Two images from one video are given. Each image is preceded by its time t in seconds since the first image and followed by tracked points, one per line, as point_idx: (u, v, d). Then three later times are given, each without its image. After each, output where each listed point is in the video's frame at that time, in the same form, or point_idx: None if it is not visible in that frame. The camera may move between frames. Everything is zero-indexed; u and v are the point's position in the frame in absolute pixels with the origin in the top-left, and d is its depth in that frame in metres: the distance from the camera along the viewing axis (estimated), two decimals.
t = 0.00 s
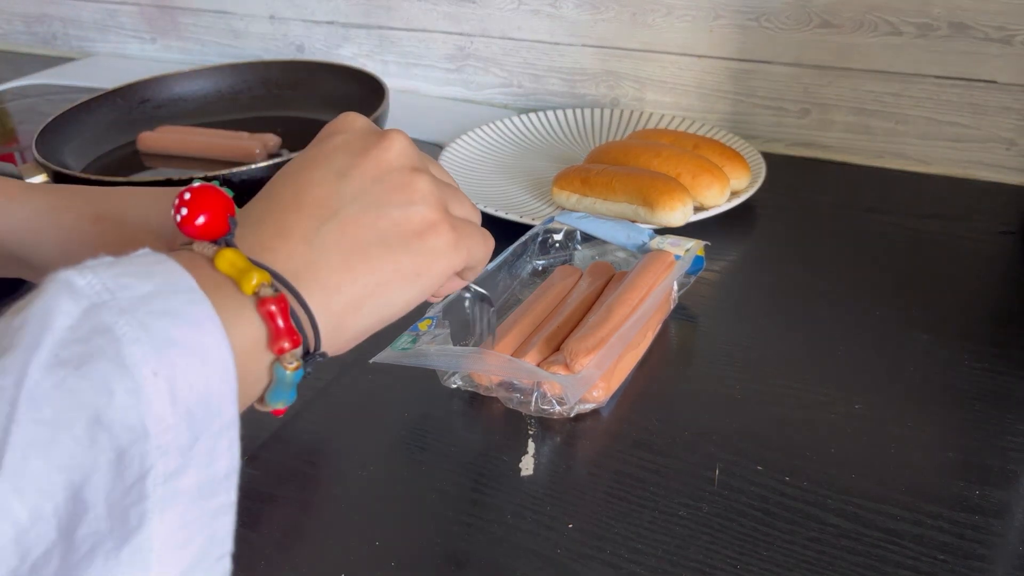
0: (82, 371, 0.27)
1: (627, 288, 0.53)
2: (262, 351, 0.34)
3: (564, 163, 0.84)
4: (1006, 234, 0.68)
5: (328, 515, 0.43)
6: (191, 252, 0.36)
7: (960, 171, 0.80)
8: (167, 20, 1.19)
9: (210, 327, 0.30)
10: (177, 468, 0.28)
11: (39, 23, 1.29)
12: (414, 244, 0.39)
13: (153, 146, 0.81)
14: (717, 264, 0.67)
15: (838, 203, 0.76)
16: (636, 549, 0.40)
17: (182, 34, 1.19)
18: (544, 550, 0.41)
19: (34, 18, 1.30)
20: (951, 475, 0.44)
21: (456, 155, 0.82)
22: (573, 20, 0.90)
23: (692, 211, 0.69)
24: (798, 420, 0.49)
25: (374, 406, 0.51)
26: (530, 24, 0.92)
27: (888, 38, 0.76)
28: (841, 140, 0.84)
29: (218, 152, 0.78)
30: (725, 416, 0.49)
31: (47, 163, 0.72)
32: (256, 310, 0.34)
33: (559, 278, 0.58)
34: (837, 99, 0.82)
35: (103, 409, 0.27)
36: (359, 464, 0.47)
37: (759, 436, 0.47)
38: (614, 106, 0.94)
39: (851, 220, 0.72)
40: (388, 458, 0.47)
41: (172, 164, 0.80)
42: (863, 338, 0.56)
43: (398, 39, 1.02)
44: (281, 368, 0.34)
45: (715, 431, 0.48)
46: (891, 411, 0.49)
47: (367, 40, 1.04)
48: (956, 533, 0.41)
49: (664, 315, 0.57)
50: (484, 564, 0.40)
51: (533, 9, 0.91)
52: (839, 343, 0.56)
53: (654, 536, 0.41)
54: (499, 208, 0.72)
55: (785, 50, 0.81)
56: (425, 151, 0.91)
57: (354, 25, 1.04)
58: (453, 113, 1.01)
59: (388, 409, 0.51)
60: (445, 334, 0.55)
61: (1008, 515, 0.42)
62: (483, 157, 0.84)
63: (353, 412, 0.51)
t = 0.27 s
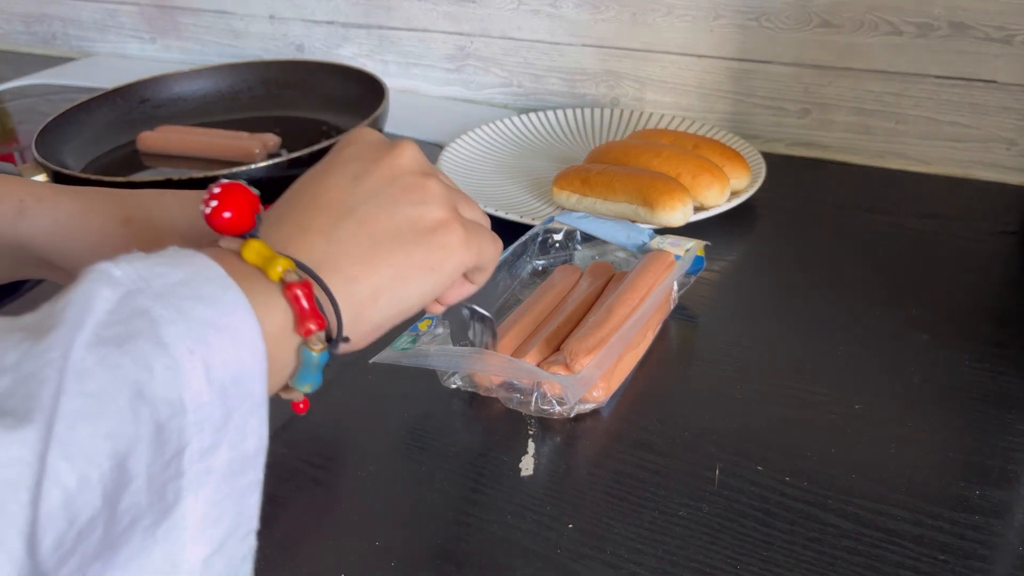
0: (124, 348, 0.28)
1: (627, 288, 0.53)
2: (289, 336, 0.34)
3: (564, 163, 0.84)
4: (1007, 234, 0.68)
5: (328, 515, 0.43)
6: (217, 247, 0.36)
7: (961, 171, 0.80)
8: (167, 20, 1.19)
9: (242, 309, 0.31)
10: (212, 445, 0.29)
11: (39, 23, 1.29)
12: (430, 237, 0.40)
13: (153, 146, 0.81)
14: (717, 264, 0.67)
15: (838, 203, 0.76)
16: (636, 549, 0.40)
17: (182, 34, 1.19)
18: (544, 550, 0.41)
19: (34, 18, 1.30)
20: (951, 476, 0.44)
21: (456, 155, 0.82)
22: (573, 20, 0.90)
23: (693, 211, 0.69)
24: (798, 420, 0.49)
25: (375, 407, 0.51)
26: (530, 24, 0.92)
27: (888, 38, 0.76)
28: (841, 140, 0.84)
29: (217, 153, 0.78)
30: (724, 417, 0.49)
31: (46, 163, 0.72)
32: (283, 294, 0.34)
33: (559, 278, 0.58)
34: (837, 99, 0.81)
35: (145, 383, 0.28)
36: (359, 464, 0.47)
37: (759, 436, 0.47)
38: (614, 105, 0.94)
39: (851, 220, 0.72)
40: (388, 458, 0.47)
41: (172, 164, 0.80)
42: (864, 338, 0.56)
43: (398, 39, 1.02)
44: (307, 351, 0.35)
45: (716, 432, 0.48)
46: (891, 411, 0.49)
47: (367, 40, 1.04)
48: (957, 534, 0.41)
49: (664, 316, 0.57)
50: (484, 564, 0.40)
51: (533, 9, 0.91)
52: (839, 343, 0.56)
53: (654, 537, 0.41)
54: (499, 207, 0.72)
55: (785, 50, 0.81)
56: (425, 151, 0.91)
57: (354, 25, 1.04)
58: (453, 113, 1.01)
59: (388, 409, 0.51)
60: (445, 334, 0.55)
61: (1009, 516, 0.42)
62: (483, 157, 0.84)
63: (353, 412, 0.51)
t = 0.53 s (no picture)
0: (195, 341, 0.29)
1: (626, 289, 0.53)
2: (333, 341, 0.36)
3: (564, 164, 0.84)
4: (1004, 235, 0.69)
5: (330, 514, 0.43)
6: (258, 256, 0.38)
7: (959, 172, 0.80)
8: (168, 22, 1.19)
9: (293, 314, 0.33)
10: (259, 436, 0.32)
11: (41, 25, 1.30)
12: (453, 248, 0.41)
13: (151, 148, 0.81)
14: (715, 264, 0.67)
15: (836, 204, 0.76)
16: (636, 548, 0.41)
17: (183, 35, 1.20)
18: (544, 549, 0.41)
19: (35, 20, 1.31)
20: (949, 475, 0.44)
21: (456, 156, 0.82)
22: (572, 21, 0.90)
23: (692, 211, 0.69)
24: (796, 420, 0.49)
25: (375, 407, 0.51)
26: (530, 26, 0.93)
27: (886, 39, 0.76)
28: (839, 141, 0.84)
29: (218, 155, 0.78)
30: (723, 416, 0.49)
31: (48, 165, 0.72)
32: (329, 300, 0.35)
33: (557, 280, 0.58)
34: (835, 100, 0.82)
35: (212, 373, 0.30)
36: (360, 463, 0.47)
37: (758, 436, 0.48)
38: (614, 106, 0.94)
39: (850, 220, 0.73)
40: (389, 458, 0.47)
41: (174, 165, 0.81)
42: (862, 338, 0.56)
43: (398, 40, 1.03)
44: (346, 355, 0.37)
45: (714, 431, 0.48)
46: (889, 411, 0.49)
47: (367, 41, 1.05)
48: (955, 532, 0.41)
49: (663, 315, 0.58)
50: (485, 563, 0.40)
51: (533, 10, 0.91)
52: (837, 343, 0.56)
53: (654, 535, 0.41)
54: (499, 208, 0.73)
55: (784, 51, 0.81)
56: (425, 152, 0.91)
57: (355, 26, 1.04)
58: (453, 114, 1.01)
59: (388, 409, 0.51)
60: (444, 335, 0.55)
61: (1006, 515, 0.42)
62: (483, 158, 0.84)
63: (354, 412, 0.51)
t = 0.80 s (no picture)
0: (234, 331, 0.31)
1: (626, 289, 0.53)
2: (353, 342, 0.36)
3: (564, 164, 0.84)
4: (1004, 235, 0.69)
5: (329, 514, 0.43)
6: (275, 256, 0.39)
7: (959, 171, 0.80)
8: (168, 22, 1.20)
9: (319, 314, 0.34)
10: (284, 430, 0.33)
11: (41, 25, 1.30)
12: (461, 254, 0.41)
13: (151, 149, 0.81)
14: (715, 264, 0.67)
15: (836, 204, 0.76)
16: (635, 548, 0.41)
17: (183, 35, 1.20)
18: (544, 549, 0.41)
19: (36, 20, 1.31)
20: (949, 475, 0.45)
21: (456, 156, 0.82)
22: (572, 22, 0.90)
23: (692, 211, 0.69)
24: (795, 419, 0.49)
25: (375, 407, 0.51)
26: (530, 26, 0.93)
27: (886, 39, 0.76)
28: (839, 141, 0.84)
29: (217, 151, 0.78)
30: (722, 416, 0.49)
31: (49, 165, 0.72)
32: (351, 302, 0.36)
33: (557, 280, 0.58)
34: (835, 100, 0.82)
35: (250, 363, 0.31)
36: (360, 463, 0.47)
37: (757, 436, 0.48)
38: (614, 106, 0.94)
39: (850, 220, 0.73)
40: (389, 458, 0.47)
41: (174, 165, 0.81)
42: (861, 339, 0.56)
43: (398, 40, 1.03)
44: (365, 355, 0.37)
45: (714, 431, 0.48)
46: (889, 411, 0.49)
47: (367, 41, 1.05)
48: (954, 532, 0.41)
49: (663, 315, 0.58)
50: (485, 563, 0.40)
51: (533, 11, 0.91)
52: (836, 343, 0.56)
53: (653, 535, 0.41)
54: (499, 208, 0.73)
55: (784, 51, 0.81)
56: (425, 152, 0.92)
57: (355, 27, 1.04)
58: (453, 114, 1.01)
59: (388, 409, 0.51)
60: (444, 335, 0.55)
61: (1006, 515, 0.42)
62: (483, 158, 0.84)
63: (354, 412, 0.51)
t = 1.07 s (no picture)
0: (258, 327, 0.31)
1: (626, 289, 0.53)
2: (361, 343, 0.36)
3: (564, 164, 0.84)
4: (1004, 235, 0.69)
5: (329, 514, 0.43)
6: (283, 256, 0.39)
7: (959, 171, 0.80)
8: (168, 22, 1.20)
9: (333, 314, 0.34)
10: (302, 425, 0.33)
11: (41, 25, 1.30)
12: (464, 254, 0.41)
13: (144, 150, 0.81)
14: (715, 264, 0.67)
15: (836, 204, 0.76)
16: (635, 548, 0.41)
17: (183, 36, 1.20)
18: (544, 549, 0.41)
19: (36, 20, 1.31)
20: (948, 475, 0.45)
21: (456, 157, 0.82)
22: (572, 22, 0.90)
23: (692, 211, 0.69)
24: (794, 419, 0.49)
25: (375, 407, 0.51)
26: (530, 26, 0.93)
27: (886, 39, 0.76)
28: (839, 141, 0.84)
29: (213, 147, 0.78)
30: (722, 416, 0.49)
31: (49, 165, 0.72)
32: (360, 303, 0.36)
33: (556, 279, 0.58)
34: (835, 100, 0.82)
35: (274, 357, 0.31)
36: (360, 463, 0.47)
37: (757, 436, 0.48)
38: (614, 106, 0.94)
39: (849, 220, 0.73)
40: (389, 458, 0.47)
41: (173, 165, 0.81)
42: (861, 339, 0.56)
43: (398, 40, 1.03)
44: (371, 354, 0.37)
45: (713, 431, 0.48)
46: (889, 411, 0.49)
47: (368, 41, 1.05)
48: (954, 532, 0.41)
49: (663, 315, 0.58)
50: (484, 563, 0.40)
51: (533, 11, 0.91)
52: (836, 343, 0.56)
53: (653, 535, 0.41)
54: (499, 208, 0.73)
55: (784, 51, 0.81)
56: (425, 152, 0.92)
57: (355, 26, 1.04)
58: (454, 114, 1.01)
59: (388, 409, 0.51)
60: (444, 335, 0.55)
61: (1006, 515, 0.42)
62: (483, 158, 0.84)
63: (354, 412, 0.51)
